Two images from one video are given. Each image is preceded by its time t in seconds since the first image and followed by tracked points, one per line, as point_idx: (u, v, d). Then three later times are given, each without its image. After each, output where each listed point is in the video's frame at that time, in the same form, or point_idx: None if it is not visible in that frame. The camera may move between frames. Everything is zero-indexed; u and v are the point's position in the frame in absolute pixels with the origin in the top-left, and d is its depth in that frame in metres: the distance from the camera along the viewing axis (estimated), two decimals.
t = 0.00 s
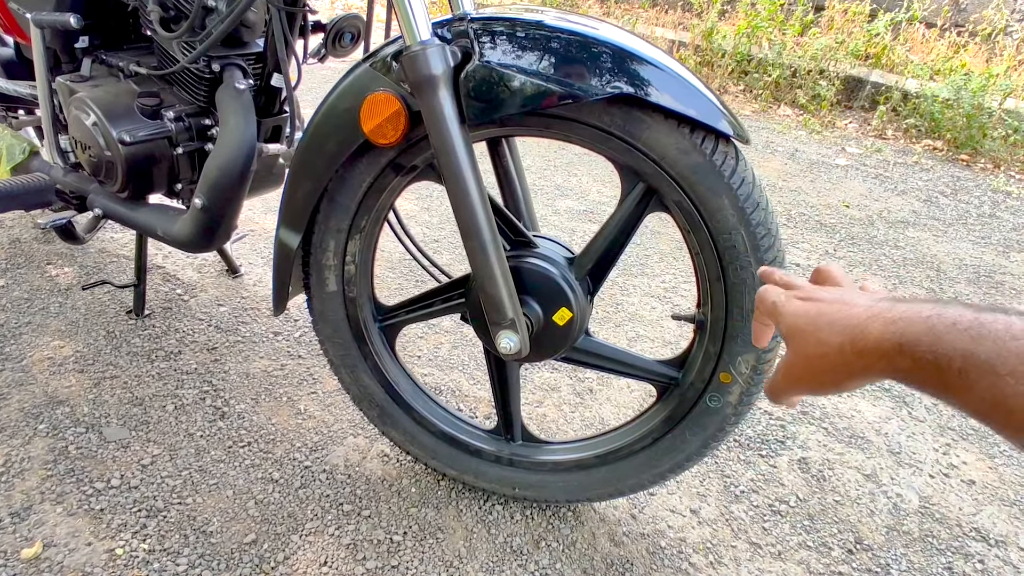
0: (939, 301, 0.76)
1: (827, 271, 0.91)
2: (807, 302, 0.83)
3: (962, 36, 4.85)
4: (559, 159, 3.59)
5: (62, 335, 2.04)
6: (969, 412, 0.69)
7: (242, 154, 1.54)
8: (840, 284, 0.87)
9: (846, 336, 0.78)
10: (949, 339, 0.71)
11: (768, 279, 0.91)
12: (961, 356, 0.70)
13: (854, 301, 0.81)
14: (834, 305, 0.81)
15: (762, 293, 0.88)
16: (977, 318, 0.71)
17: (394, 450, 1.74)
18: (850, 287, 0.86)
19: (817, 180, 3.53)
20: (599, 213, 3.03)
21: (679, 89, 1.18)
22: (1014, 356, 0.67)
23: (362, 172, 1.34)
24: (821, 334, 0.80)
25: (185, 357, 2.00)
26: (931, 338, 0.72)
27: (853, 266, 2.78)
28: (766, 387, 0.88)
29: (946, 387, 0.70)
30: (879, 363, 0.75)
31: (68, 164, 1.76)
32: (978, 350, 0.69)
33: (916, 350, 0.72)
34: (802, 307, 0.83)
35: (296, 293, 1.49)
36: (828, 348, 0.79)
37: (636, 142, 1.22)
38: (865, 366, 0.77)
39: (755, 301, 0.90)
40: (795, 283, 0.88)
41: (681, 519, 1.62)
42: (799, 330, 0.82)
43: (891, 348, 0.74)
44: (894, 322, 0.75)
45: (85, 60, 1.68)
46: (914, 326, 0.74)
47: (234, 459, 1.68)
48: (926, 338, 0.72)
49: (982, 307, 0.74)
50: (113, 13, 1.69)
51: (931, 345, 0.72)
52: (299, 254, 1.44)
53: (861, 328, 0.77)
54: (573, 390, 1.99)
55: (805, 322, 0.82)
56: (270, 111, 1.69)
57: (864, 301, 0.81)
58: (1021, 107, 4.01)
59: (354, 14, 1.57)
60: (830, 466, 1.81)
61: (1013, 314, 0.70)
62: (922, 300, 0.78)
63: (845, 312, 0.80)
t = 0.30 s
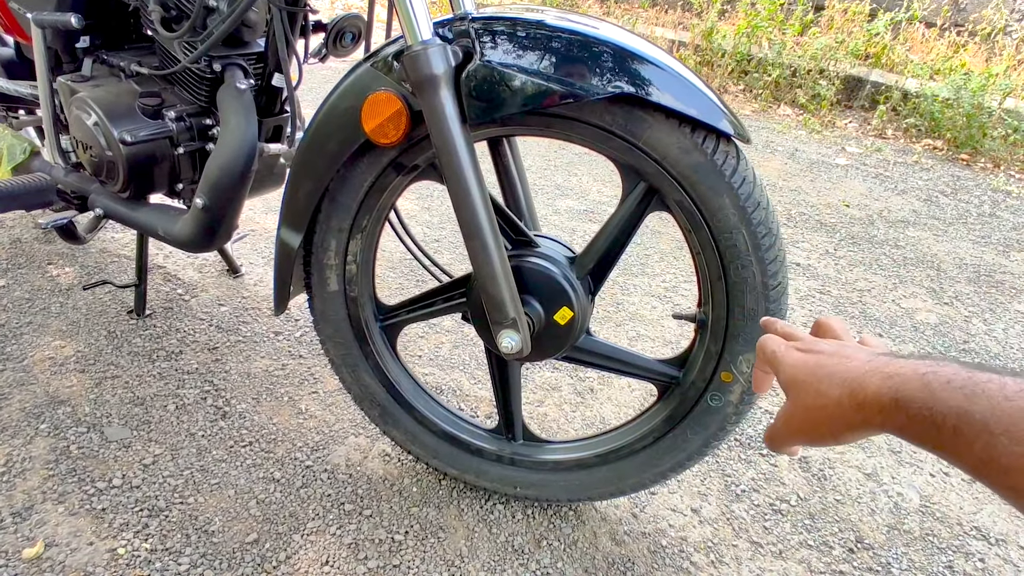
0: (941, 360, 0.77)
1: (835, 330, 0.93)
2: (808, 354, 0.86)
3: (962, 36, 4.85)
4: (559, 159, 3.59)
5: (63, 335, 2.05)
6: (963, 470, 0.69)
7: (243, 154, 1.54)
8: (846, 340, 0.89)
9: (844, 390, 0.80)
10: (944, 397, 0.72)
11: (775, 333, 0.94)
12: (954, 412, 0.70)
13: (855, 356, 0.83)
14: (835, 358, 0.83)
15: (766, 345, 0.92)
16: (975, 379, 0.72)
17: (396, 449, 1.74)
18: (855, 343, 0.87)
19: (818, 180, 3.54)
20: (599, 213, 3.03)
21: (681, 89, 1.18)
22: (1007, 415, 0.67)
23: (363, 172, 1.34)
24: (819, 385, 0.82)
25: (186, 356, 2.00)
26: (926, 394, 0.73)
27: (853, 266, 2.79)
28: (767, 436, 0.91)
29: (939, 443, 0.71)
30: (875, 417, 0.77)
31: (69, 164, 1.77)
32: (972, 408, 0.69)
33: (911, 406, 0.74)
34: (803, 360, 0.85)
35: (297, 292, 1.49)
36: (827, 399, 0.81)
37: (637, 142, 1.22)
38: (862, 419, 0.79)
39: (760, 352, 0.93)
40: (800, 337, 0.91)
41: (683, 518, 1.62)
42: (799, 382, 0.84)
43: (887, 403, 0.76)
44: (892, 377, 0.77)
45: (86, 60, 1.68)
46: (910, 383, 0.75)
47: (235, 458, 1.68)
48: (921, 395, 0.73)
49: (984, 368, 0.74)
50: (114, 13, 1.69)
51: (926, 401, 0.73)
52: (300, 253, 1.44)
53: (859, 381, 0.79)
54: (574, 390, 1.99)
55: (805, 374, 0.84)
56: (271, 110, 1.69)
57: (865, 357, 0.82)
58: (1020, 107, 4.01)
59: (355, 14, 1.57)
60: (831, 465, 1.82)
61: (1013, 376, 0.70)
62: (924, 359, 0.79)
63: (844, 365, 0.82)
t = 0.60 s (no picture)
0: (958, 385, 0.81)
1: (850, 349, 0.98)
2: (824, 377, 0.92)
3: (962, 36, 4.85)
4: (558, 158, 3.59)
5: (64, 334, 2.05)
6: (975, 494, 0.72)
7: (244, 154, 1.54)
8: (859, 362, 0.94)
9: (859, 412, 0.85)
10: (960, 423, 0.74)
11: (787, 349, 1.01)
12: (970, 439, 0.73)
13: (871, 380, 0.88)
14: (850, 381, 0.89)
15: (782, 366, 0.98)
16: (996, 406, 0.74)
17: (396, 448, 1.74)
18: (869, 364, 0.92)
19: (817, 180, 3.54)
20: (599, 213, 3.04)
21: (680, 88, 1.18)
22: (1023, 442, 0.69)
23: (364, 172, 1.34)
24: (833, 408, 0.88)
25: (187, 356, 2.01)
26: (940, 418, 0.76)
27: (852, 265, 2.79)
28: (777, 453, 0.96)
29: (956, 469, 0.73)
30: (891, 440, 0.80)
31: (70, 164, 1.77)
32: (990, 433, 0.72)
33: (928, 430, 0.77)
34: (819, 383, 0.91)
35: (298, 292, 1.49)
36: (842, 420, 0.86)
37: (636, 141, 1.22)
38: (875, 440, 0.82)
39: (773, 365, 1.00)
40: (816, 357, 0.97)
41: (682, 516, 1.63)
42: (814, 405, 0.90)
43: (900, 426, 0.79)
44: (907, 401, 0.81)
45: (87, 60, 1.69)
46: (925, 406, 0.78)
47: (236, 457, 1.68)
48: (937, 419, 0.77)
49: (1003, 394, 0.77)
50: (116, 14, 1.70)
51: (939, 425, 0.76)
52: (300, 253, 1.44)
53: (874, 404, 0.84)
54: (574, 389, 1.99)
55: (819, 394, 0.91)
56: (272, 110, 1.69)
57: (879, 380, 0.87)
58: (1020, 107, 4.02)
59: (355, 14, 1.58)
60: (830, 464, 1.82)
61: None
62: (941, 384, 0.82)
63: (858, 389, 0.87)
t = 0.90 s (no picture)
0: (876, 469, 0.76)
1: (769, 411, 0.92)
2: (741, 446, 0.85)
3: (962, 34, 4.85)
4: (558, 156, 3.58)
5: (61, 331, 2.04)
6: None
7: (242, 147, 1.53)
8: (777, 426, 0.88)
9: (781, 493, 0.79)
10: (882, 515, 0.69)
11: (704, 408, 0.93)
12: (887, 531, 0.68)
13: (789, 453, 0.83)
14: (769, 455, 0.83)
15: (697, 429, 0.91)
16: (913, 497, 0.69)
17: (395, 445, 1.73)
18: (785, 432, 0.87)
19: (818, 177, 3.53)
20: (599, 210, 3.03)
21: (681, 80, 1.17)
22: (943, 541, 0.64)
23: (363, 164, 1.33)
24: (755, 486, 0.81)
25: (185, 352, 1.99)
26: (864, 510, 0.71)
27: (853, 263, 2.78)
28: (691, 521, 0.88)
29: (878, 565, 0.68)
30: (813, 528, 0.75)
31: (68, 159, 1.76)
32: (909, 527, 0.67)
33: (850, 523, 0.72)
34: (740, 454, 0.84)
35: (297, 286, 1.48)
36: (764, 502, 0.80)
37: (637, 133, 1.21)
38: (802, 527, 0.76)
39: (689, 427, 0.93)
40: (735, 420, 0.90)
41: (684, 513, 1.62)
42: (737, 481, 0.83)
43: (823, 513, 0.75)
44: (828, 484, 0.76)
45: (85, 54, 1.67)
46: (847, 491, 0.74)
47: (234, 453, 1.67)
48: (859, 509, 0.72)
49: (923, 480, 0.72)
50: (114, 8, 1.69)
51: (864, 520, 0.71)
52: (299, 247, 1.43)
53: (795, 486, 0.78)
54: (574, 385, 1.98)
55: (739, 467, 0.84)
56: (270, 104, 1.68)
57: (800, 455, 0.82)
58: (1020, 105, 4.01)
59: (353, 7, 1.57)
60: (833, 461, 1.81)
61: (956, 498, 0.67)
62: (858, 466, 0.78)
63: (777, 465, 0.81)
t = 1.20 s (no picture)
0: (651, 512, 0.71)
1: (519, 431, 0.82)
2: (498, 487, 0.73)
3: (962, 34, 4.85)
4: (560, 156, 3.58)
5: (65, 331, 2.04)
6: None
7: (247, 147, 1.53)
8: (524, 448, 0.78)
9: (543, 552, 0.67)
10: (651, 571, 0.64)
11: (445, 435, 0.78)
12: None
13: (558, 497, 0.72)
14: (535, 501, 0.71)
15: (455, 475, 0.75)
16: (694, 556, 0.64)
17: (400, 444, 1.73)
18: (541, 453, 0.78)
19: (819, 177, 3.53)
20: (600, 210, 3.03)
21: (687, 79, 1.17)
22: None
23: (368, 164, 1.33)
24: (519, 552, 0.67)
25: (189, 352, 1.99)
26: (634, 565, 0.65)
27: (856, 262, 2.78)
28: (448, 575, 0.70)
29: None
30: None
31: (72, 159, 1.76)
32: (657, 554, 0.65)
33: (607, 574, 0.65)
34: (502, 500, 0.71)
35: (302, 286, 1.48)
36: (531, 563, 0.67)
37: (643, 132, 1.21)
38: None
39: (445, 466, 0.75)
40: (491, 457, 0.76)
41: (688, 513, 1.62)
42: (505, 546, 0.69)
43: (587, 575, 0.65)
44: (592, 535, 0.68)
45: (89, 53, 1.67)
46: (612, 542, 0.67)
47: (239, 453, 1.67)
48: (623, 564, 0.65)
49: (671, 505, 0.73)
50: (118, 8, 1.69)
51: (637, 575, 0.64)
52: (304, 247, 1.43)
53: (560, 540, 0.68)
54: (578, 385, 1.98)
55: (504, 517, 0.70)
56: (275, 104, 1.68)
57: (556, 489, 0.73)
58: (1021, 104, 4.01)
59: (358, 7, 1.57)
60: (836, 460, 1.81)
61: (737, 539, 0.67)
62: (607, 493, 0.74)
63: (542, 506, 0.71)
